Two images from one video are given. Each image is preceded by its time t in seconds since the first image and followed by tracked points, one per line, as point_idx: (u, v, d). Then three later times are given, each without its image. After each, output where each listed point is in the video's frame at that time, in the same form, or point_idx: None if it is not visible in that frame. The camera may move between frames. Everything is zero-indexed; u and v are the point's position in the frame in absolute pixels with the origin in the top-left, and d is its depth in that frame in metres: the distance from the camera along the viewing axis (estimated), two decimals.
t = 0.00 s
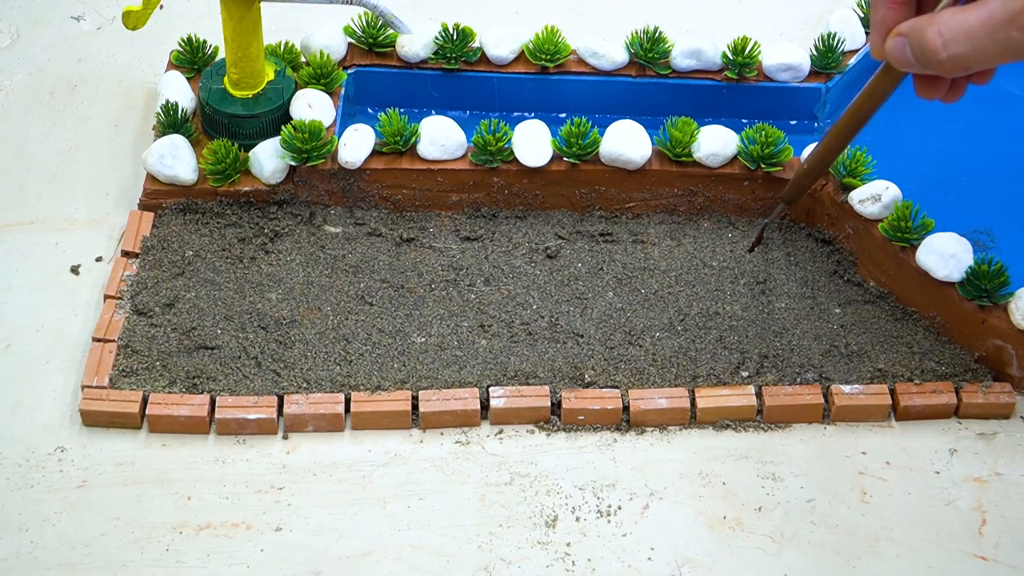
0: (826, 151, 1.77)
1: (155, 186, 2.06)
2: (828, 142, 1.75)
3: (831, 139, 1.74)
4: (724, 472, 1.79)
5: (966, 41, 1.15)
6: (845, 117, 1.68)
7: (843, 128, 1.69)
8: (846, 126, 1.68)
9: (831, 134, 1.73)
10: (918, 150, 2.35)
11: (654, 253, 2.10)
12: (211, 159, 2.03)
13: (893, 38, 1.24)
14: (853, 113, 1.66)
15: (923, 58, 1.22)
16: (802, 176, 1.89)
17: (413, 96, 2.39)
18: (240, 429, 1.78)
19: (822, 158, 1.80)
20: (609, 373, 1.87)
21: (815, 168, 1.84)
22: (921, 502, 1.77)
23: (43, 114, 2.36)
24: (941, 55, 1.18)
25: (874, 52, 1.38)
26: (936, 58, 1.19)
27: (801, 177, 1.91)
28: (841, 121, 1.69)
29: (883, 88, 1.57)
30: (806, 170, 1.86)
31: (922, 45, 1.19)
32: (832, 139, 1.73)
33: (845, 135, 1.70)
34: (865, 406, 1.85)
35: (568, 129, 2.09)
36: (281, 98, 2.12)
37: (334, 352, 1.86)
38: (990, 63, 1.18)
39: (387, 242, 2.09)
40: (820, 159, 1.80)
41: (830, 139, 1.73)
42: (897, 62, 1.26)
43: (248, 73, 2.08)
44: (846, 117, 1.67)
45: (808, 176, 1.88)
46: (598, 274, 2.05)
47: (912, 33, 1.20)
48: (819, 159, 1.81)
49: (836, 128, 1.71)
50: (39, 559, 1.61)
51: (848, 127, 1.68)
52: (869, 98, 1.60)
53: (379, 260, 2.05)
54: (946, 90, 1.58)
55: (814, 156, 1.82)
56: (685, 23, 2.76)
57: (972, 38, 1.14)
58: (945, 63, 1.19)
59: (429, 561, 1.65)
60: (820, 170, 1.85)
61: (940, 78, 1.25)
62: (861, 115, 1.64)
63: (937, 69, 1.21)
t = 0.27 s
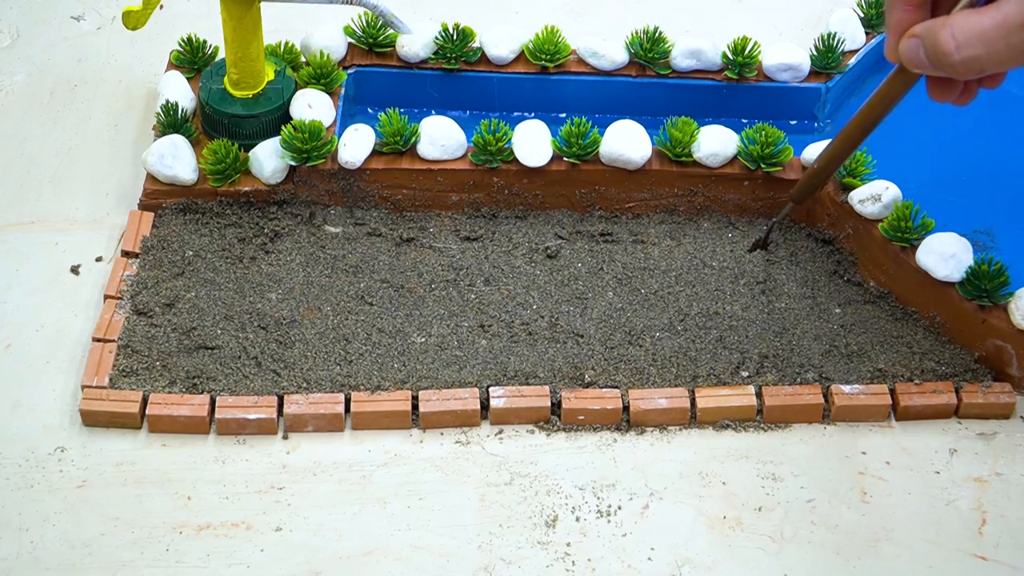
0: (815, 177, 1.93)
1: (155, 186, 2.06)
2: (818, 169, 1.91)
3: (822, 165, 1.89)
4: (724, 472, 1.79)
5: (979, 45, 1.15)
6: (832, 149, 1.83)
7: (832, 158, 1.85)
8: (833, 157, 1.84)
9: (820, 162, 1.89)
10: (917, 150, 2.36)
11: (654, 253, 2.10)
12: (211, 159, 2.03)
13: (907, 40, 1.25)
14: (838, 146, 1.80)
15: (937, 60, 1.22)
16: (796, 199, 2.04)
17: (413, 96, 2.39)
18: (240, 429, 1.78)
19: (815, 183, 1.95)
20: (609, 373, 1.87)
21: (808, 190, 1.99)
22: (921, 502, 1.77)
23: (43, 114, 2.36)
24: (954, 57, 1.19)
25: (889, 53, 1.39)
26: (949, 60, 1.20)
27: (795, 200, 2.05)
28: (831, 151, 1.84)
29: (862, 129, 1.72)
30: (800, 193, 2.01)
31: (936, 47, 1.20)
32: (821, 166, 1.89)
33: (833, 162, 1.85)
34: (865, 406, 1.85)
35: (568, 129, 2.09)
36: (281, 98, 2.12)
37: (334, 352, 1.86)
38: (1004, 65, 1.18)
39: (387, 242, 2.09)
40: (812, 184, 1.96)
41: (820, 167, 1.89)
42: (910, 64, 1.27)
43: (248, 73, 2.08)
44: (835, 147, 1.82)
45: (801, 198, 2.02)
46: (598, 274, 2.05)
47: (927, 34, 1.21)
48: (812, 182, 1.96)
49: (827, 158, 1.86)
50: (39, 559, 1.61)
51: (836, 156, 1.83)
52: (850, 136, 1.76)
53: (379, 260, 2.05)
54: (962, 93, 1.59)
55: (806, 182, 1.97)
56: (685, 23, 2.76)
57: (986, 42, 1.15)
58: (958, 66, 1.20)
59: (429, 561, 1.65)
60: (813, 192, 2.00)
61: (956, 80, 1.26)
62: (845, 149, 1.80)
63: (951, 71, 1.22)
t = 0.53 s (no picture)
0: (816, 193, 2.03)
1: (155, 186, 2.06)
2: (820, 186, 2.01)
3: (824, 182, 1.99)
4: (724, 472, 1.79)
5: (982, 65, 1.21)
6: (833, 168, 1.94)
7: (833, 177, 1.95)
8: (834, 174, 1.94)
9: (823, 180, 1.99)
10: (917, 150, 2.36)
11: (654, 253, 2.10)
12: (211, 159, 2.03)
13: (911, 63, 1.32)
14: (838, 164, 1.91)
15: (941, 81, 1.28)
16: (797, 218, 2.14)
17: (413, 96, 2.40)
18: (240, 429, 1.78)
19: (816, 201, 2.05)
20: (609, 373, 1.87)
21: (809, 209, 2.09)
22: (921, 502, 1.77)
23: (43, 114, 2.36)
24: (957, 79, 1.25)
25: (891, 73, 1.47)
26: (952, 81, 1.26)
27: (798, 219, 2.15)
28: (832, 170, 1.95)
29: (859, 149, 1.82)
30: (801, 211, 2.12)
31: (940, 69, 1.26)
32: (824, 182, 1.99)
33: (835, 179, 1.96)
34: (865, 406, 1.85)
35: (568, 129, 2.09)
36: (281, 98, 2.12)
37: (334, 352, 1.86)
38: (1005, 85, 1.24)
39: (387, 242, 2.09)
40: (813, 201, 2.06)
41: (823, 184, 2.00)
42: (914, 84, 1.33)
43: (248, 73, 2.08)
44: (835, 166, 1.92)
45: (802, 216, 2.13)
46: (598, 274, 2.05)
47: (929, 56, 1.28)
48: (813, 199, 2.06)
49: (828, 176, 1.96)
50: (39, 559, 1.61)
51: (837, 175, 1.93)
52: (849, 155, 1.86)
53: (379, 260, 2.05)
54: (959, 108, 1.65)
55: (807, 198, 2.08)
56: (685, 23, 2.76)
57: (989, 61, 1.21)
58: (962, 87, 1.26)
59: (429, 561, 1.65)
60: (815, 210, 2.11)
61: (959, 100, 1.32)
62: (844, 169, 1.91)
63: (953, 91, 1.28)
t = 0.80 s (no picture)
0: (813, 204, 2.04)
1: (155, 186, 2.06)
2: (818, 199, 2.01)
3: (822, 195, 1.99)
4: (724, 472, 1.79)
5: (976, 85, 1.22)
6: (830, 179, 1.94)
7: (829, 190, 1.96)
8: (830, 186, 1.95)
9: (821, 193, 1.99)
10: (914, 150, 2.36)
11: (654, 253, 2.10)
12: (211, 159, 2.03)
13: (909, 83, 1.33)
14: (836, 178, 1.92)
15: (936, 100, 1.29)
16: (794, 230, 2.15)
17: (413, 96, 2.40)
18: (240, 429, 1.78)
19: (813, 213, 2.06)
20: (609, 373, 1.87)
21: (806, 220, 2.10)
22: (921, 502, 1.77)
23: (43, 114, 2.36)
24: (952, 99, 1.26)
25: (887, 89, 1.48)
26: (948, 102, 1.27)
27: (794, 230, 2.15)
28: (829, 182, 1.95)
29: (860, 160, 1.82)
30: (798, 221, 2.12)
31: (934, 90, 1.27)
32: (821, 195, 2.00)
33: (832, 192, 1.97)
34: (865, 406, 1.85)
35: (568, 129, 2.09)
36: (281, 98, 2.12)
37: (334, 352, 1.86)
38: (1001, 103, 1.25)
39: (387, 242, 2.09)
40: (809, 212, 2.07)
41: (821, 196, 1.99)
42: (911, 104, 1.35)
43: (248, 73, 2.08)
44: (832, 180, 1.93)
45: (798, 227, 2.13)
46: (598, 274, 2.05)
47: (925, 76, 1.29)
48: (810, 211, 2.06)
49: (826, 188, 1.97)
50: (39, 559, 1.61)
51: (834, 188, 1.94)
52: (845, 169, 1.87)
53: (379, 260, 2.05)
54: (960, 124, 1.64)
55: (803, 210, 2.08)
56: (685, 23, 2.76)
57: (983, 81, 1.21)
58: (958, 108, 1.27)
59: (428, 561, 1.65)
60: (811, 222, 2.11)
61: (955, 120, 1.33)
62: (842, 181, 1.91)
63: (950, 111, 1.29)
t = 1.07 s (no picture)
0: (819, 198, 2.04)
1: (155, 186, 2.06)
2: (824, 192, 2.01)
3: (827, 188, 2.00)
4: (724, 472, 1.79)
5: (984, 83, 1.22)
6: (837, 174, 1.94)
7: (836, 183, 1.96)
8: (836, 181, 1.95)
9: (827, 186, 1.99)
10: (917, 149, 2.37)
11: (655, 253, 2.10)
12: (211, 159, 2.03)
13: (916, 78, 1.32)
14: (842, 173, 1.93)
15: (942, 97, 1.29)
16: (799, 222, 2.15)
17: (414, 96, 2.40)
18: (240, 429, 1.78)
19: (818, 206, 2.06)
20: (609, 373, 1.87)
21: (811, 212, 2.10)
22: (921, 502, 1.77)
23: (43, 114, 2.36)
24: (958, 97, 1.26)
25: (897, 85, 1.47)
26: (955, 99, 1.26)
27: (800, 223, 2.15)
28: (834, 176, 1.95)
29: (868, 155, 1.82)
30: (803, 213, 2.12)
31: (942, 87, 1.27)
32: (826, 190, 2.00)
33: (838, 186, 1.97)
34: (865, 406, 1.85)
35: (568, 129, 2.09)
36: (281, 98, 2.12)
37: (334, 352, 1.86)
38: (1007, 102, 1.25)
39: (387, 242, 2.09)
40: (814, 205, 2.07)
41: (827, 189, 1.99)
42: (919, 99, 1.34)
43: (248, 73, 2.08)
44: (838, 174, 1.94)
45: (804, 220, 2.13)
46: (598, 274, 2.05)
47: (933, 72, 1.28)
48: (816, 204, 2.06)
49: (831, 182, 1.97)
50: (39, 559, 1.61)
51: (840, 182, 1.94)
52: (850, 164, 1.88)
53: (379, 260, 2.05)
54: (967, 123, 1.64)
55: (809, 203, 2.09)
56: (684, 23, 2.76)
57: (992, 79, 1.21)
58: (963, 105, 1.26)
59: (428, 561, 1.65)
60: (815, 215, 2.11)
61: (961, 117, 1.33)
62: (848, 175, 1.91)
63: (956, 108, 1.28)
